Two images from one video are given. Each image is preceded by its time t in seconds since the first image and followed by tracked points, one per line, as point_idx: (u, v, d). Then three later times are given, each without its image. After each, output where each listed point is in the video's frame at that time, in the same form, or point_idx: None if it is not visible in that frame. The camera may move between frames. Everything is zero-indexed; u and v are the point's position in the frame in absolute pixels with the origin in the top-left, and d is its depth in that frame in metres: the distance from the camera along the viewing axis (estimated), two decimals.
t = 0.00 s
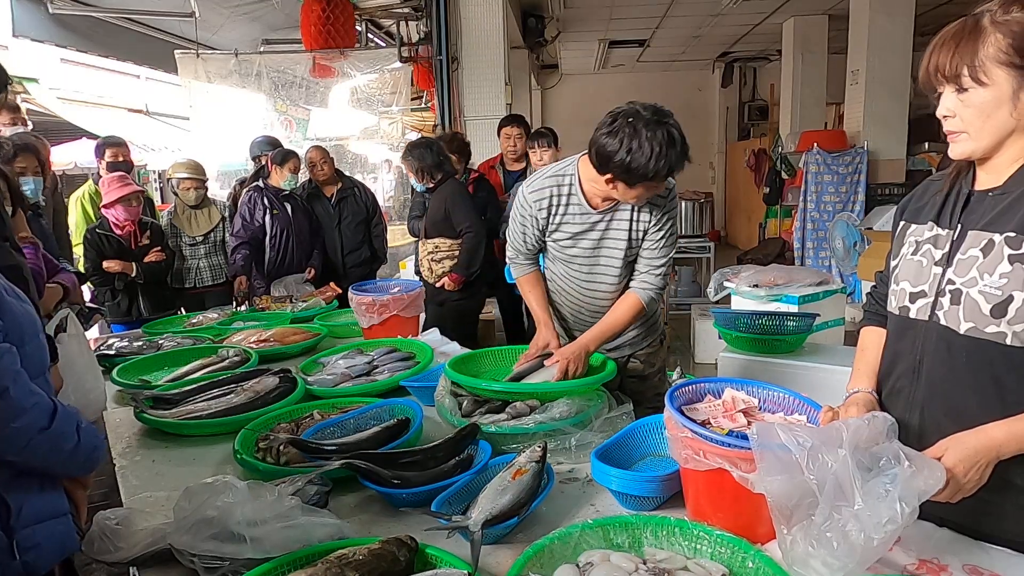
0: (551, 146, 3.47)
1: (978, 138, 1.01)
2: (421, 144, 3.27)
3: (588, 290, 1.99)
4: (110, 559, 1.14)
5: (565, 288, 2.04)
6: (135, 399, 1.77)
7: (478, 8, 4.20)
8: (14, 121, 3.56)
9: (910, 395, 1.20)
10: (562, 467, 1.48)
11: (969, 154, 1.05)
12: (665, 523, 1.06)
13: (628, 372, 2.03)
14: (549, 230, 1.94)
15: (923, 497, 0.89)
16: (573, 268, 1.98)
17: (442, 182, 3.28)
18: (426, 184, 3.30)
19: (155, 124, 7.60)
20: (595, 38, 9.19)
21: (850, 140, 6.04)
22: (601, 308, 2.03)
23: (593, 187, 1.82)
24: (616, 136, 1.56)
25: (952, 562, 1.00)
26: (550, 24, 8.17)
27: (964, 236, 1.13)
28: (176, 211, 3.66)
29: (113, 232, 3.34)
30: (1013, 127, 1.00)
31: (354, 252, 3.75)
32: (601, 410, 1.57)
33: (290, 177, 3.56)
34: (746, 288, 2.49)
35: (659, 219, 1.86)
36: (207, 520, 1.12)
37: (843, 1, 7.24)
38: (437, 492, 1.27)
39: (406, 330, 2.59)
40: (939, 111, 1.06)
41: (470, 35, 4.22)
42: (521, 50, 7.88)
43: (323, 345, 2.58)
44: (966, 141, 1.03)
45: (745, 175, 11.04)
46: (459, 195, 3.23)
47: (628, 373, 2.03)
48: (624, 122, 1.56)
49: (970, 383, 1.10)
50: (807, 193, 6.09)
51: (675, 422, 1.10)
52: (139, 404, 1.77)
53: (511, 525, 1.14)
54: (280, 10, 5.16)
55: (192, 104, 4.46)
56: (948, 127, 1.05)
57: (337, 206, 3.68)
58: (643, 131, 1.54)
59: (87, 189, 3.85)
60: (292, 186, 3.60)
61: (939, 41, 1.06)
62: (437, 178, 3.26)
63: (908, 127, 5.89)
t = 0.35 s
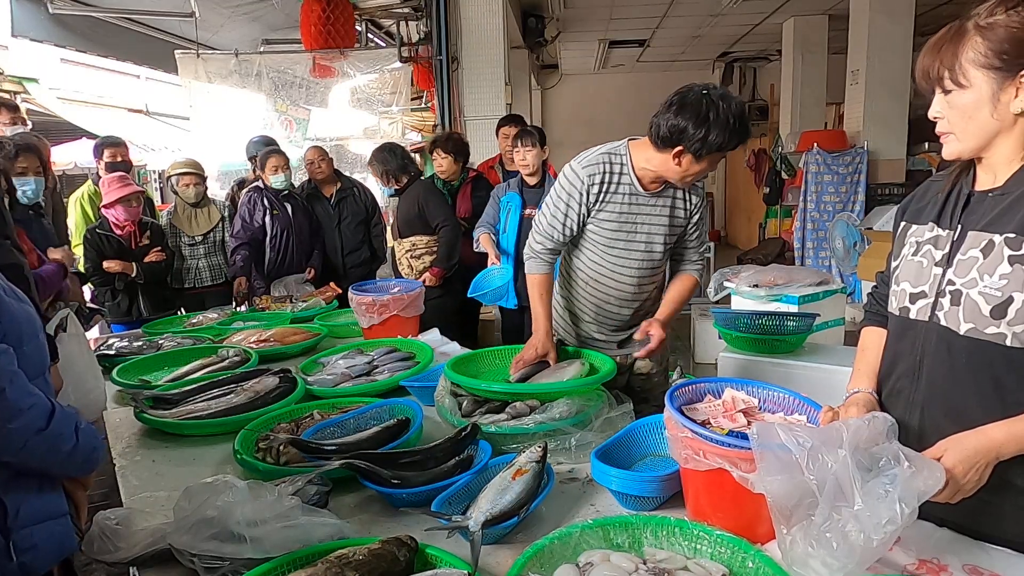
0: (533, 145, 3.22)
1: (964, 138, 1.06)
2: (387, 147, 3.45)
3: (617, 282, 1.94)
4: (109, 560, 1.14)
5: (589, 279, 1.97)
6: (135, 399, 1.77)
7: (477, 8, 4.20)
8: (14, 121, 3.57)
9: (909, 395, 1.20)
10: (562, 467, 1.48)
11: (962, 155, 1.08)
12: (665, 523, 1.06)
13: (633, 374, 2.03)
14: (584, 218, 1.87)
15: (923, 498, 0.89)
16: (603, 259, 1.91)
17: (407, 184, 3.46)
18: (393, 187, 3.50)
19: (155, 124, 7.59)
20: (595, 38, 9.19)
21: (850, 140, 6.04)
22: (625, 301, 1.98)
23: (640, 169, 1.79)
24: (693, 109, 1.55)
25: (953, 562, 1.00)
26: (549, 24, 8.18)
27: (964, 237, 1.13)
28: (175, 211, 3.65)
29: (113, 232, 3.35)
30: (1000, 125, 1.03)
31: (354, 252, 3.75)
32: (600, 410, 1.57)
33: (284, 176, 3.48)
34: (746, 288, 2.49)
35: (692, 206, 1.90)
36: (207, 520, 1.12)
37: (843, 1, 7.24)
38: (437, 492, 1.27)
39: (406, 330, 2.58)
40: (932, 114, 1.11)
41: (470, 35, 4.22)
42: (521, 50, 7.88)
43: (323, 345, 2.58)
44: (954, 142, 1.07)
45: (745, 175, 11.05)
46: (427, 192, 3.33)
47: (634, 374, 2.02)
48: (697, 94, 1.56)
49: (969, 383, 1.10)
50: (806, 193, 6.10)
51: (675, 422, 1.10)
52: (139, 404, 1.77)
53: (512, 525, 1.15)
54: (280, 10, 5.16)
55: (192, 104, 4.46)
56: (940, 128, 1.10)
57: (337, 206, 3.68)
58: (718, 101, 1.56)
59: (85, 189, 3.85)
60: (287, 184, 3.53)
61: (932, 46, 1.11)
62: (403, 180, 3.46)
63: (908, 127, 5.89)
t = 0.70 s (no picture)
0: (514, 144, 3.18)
1: (940, 143, 1.12)
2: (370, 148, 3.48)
3: (613, 276, 1.97)
4: (109, 560, 1.14)
5: (585, 280, 1.98)
6: (135, 399, 1.77)
7: (478, 8, 4.20)
8: (14, 121, 3.57)
9: (909, 395, 1.20)
10: (563, 467, 1.48)
11: (954, 155, 1.13)
12: (665, 523, 1.07)
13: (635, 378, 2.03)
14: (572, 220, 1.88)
15: (921, 500, 0.90)
16: (598, 256, 1.93)
17: (391, 184, 3.45)
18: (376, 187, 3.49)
19: (155, 124, 7.59)
20: (595, 38, 9.19)
21: (850, 140, 6.04)
22: (621, 293, 2.02)
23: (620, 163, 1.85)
24: (663, 93, 1.68)
25: (952, 562, 1.00)
26: (550, 24, 8.18)
27: (959, 237, 1.14)
28: (175, 211, 3.65)
29: (113, 232, 3.35)
30: (975, 125, 1.07)
31: (354, 252, 3.74)
32: (601, 410, 1.57)
33: (274, 175, 3.48)
34: (746, 288, 2.49)
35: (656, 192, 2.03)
36: (206, 520, 1.12)
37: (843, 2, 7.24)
38: (437, 492, 1.27)
39: (406, 330, 2.58)
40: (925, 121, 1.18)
41: (470, 36, 4.22)
42: (521, 50, 7.88)
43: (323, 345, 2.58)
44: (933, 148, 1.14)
45: (745, 175, 11.05)
46: (412, 188, 3.37)
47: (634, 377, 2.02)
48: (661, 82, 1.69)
49: (969, 384, 1.10)
50: (806, 193, 6.10)
51: (675, 423, 1.10)
52: (139, 404, 1.77)
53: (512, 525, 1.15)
54: (280, 10, 5.16)
55: (192, 104, 4.44)
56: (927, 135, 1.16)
57: (336, 206, 3.68)
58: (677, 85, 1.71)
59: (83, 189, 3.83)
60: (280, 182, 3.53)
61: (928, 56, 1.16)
62: (385, 180, 3.46)
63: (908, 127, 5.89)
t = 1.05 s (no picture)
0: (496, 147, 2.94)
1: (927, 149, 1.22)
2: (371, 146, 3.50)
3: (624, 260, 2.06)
4: (110, 559, 1.14)
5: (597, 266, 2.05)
6: (135, 399, 1.76)
7: (478, 8, 4.20)
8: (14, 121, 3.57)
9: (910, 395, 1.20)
10: (563, 466, 1.48)
11: (946, 162, 1.21)
12: (665, 523, 1.06)
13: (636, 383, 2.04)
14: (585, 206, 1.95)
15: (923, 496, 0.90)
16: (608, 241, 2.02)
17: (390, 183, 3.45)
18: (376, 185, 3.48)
19: (155, 124, 7.59)
20: (595, 38, 9.19)
21: (850, 140, 6.04)
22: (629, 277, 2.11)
23: (622, 152, 1.98)
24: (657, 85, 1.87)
25: (953, 563, 1.00)
26: (550, 24, 8.18)
27: (943, 236, 1.18)
28: (175, 211, 3.65)
29: (113, 233, 3.35)
30: (948, 134, 1.16)
31: (354, 252, 3.74)
32: (601, 410, 1.58)
33: (269, 175, 3.49)
34: (746, 288, 2.49)
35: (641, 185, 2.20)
36: (207, 520, 1.12)
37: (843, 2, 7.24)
38: (437, 492, 1.27)
39: (406, 330, 2.58)
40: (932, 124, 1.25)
41: (471, 36, 4.22)
42: (521, 49, 7.88)
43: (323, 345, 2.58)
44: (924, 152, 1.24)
45: (745, 175, 11.05)
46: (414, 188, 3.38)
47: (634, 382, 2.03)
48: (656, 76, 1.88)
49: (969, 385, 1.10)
50: (806, 193, 6.10)
51: (675, 422, 1.11)
52: (139, 404, 1.77)
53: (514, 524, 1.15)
54: (279, 10, 5.16)
55: (192, 104, 4.43)
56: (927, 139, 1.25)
57: (335, 207, 3.70)
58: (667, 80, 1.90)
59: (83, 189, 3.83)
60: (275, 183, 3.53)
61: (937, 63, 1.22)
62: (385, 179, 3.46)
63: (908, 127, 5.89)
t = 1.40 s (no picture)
0: (483, 145, 2.80)
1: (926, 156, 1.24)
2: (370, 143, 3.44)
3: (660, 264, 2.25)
4: (110, 559, 1.14)
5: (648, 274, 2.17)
6: (135, 399, 1.76)
7: (477, 8, 4.20)
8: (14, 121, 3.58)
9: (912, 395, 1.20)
10: (562, 466, 1.48)
11: (943, 167, 1.22)
12: (665, 523, 1.06)
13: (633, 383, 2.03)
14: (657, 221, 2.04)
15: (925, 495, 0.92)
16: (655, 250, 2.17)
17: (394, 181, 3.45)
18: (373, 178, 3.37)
19: (155, 124, 7.59)
20: (595, 38, 9.19)
21: (850, 140, 6.04)
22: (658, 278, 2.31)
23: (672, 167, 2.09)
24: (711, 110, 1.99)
25: (952, 562, 1.00)
26: (549, 24, 8.18)
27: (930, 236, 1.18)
28: (175, 211, 3.65)
29: (114, 233, 3.35)
30: (937, 139, 1.18)
31: (354, 252, 3.74)
32: (601, 410, 1.58)
33: (271, 175, 3.46)
34: (746, 288, 2.48)
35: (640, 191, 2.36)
36: (206, 520, 1.12)
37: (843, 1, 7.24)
38: (437, 492, 1.27)
39: (406, 330, 2.59)
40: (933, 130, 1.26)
41: (471, 36, 4.22)
42: (521, 50, 7.88)
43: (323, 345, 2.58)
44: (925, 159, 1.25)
45: (745, 175, 11.05)
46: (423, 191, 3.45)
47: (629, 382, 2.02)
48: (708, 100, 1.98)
49: (968, 386, 1.10)
50: (806, 193, 6.10)
51: (675, 422, 1.11)
52: (139, 404, 1.77)
53: (514, 525, 1.15)
54: (280, 10, 5.16)
55: (192, 104, 4.43)
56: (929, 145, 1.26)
57: (335, 207, 3.71)
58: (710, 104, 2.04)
59: (83, 189, 3.82)
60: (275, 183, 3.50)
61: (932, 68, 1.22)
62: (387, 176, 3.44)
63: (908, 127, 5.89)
